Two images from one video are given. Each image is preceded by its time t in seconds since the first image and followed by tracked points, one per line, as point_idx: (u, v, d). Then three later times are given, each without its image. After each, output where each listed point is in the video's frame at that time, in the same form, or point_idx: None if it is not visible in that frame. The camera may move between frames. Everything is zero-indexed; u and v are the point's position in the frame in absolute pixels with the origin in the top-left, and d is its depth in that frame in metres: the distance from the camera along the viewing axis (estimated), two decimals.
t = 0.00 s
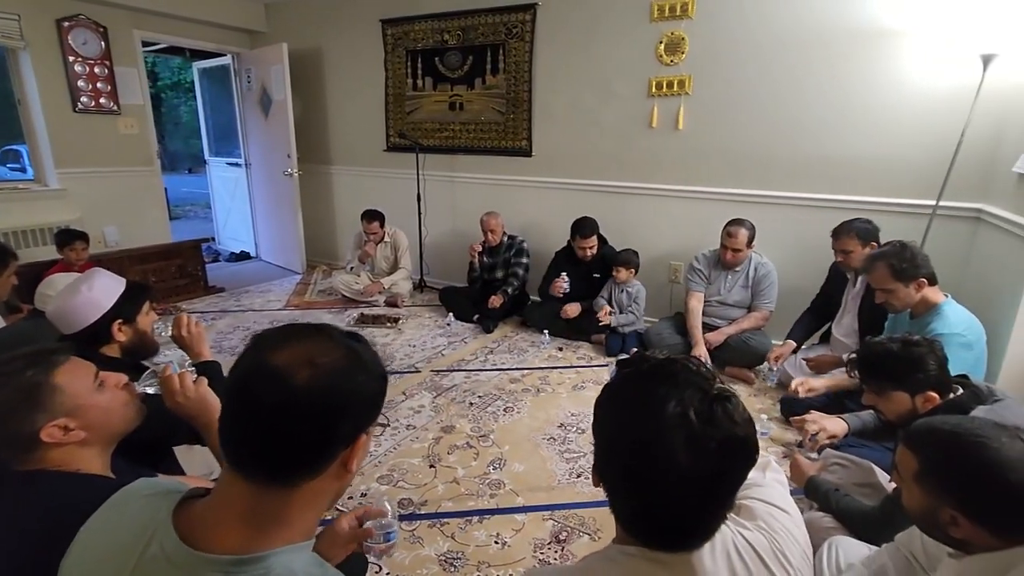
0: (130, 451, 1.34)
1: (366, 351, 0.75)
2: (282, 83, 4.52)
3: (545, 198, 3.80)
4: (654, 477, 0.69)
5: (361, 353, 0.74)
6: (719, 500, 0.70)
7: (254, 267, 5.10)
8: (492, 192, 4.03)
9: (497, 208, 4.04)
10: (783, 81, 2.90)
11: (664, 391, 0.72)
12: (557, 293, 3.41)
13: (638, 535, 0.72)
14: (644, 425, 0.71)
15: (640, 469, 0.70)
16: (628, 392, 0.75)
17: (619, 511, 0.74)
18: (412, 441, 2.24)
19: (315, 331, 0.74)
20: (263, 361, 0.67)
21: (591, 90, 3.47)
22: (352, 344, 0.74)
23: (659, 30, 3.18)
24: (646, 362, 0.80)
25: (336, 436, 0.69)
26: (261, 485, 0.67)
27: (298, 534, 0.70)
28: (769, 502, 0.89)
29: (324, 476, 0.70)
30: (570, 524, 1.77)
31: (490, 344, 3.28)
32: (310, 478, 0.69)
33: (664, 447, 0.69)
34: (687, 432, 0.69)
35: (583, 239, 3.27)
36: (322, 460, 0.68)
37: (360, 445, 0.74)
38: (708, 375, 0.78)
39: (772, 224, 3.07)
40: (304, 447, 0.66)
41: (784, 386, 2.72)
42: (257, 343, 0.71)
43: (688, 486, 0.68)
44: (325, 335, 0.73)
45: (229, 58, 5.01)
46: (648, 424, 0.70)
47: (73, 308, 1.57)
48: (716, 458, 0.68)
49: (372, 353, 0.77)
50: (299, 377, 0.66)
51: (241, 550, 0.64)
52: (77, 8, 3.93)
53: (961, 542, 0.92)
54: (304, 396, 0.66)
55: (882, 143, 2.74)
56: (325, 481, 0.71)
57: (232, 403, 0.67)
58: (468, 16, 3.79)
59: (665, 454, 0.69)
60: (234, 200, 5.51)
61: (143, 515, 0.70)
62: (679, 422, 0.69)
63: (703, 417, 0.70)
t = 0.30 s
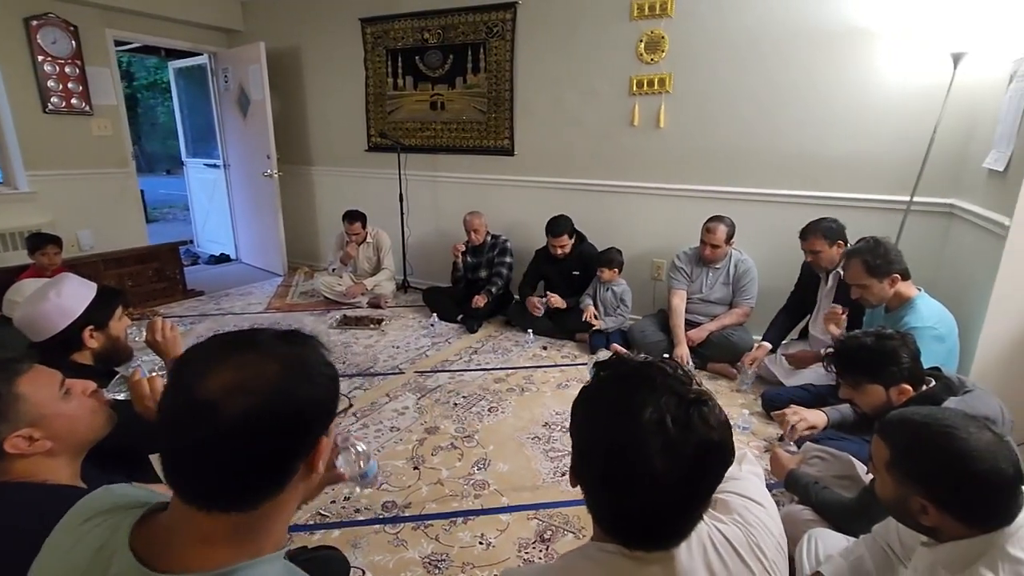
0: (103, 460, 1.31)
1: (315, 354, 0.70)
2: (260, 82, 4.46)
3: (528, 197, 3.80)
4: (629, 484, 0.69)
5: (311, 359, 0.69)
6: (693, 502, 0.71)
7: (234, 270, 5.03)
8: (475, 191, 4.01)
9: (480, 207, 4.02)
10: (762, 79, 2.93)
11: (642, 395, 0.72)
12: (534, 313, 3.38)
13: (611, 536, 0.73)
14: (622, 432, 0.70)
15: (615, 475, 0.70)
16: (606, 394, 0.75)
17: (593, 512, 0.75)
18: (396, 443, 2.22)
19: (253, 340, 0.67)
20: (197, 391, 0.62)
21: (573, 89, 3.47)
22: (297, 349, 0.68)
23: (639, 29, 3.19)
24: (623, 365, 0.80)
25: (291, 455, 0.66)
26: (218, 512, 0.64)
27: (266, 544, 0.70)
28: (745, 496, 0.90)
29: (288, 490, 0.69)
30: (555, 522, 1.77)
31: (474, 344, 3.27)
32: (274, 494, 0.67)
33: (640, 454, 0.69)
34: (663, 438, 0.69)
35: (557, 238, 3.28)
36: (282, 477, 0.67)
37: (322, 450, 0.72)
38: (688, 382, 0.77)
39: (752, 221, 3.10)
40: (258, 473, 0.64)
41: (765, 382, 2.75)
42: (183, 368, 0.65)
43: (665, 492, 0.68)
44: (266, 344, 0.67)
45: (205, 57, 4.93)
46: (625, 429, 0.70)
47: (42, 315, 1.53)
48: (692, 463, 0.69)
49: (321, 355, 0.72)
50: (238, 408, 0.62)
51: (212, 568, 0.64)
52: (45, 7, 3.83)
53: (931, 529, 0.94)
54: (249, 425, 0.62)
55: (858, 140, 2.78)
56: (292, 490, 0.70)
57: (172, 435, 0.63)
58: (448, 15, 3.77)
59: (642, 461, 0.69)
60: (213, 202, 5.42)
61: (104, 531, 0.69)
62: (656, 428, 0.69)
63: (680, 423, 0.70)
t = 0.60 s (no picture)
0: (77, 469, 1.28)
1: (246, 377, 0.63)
2: (238, 81, 4.39)
3: (512, 195, 3.79)
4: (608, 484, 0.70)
5: (242, 387, 0.62)
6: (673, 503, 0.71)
7: (215, 271, 4.96)
8: (459, 190, 4.00)
9: (464, 206, 4.01)
10: (742, 76, 2.95)
11: (620, 393, 0.72)
12: (518, 315, 3.39)
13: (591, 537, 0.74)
14: (599, 430, 0.70)
15: (594, 475, 0.70)
16: (582, 393, 0.75)
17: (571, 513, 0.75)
18: (380, 445, 2.20)
19: (170, 377, 0.60)
20: (117, 453, 0.56)
21: (555, 87, 3.47)
22: (222, 378, 0.61)
23: (620, 27, 3.19)
24: (598, 362, 0.80)
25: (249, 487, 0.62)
26: (184, 555, 0.61)
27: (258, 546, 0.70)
28: (721, 488, 0.90)
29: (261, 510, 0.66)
30: (540, 521, 1.76)
31: (459, 344, 3.26)
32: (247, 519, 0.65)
33: (617, 451, 0.69)
34: (642, 433, 0.69)
35: (530, 233, 3.29)
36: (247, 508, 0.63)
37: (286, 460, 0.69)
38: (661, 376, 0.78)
39: (734, 217, 3.13)
40: (218, 516, 0.60)
41: (748, 377, 2.77)
42: (97, 423, 0.58)
43: (644, 489, 0.69)
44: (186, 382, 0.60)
45: (183, 56, 4.84)
46: (603, 428, 0.70)
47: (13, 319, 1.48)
48: (671, 460, 0.70)
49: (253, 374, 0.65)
50: (171, 466, 0.56)
51: None
52: (15, 5, 3.73)
53: (906, 520, 0.95)
54: (188, 480, 0.57)
55: (836, 137, 2.82)
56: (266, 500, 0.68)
57: (107, 500, 0.58)
58: (429, 13, 3.75)
59: (621, 458, 0.69)
60: (192, 203, 5.33)
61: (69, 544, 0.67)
62: (634, 424, 0.70)
63: (656, 417, 0.70)
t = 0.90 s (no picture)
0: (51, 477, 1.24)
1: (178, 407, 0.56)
2: (218, 80, 4.32)
3: (497, 193, 3.78)
4: (584, 446, 0.72)
5: (174, 421, 0.55)
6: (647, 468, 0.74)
7: (196, 273, 4.88)
8: (443, 188, 3.98)
9: (448, 204, 3.99)
10: (724, 73, 2.97)
11: (581, 354, 0.77)
12: (501, 312, 3.39)
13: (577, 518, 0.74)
14: (571, 398, 0.73)
15: (570, 438, 0.72)
16: (554, 366, 0.78)
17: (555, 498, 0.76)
18: (365, 446, 2.19)
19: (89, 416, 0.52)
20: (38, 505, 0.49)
21: (539, 85, 3.47)
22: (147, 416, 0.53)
23: (603, 25, 3.20)
24: (568, 338, 0.84)
25: (193, 526, 0.56)
26: None
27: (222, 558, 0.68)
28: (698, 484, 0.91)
29: (217, 527, 0.63)
30: (527, 519, 1.76)
31: (445, 343, 3.25)
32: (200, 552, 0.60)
33: (591, 409, 0.72)
34: (611, 388, 0.73)
35: (512, 231, 3.30)
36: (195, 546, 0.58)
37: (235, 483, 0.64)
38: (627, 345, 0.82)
39: (717, 214, 3.16)
40: (171, 551, 0.55)
41: (733, 371, 2.80)
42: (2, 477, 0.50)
43: (621, 448, 0.71)
44: (103, 424, 0.52)
45: (160, 54, 4.76)
46: (574, 392, 0.73)
47: None
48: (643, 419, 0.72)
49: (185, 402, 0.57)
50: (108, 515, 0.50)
51: None
52: None
53: (882, 509, 0.96)
54: (120, 534, 0.51)
55: (815, 133, 2.85)
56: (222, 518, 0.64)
57: (28, 561, 0.50)
58: (412, 10, 3.72)
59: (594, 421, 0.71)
60: (172, 204, 5.25)
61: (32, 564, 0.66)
62: (602, 380, 0.73)
63: (623, 373, 0.74)
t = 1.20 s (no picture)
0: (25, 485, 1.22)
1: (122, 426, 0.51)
2: (198, 78, 4.25)
3: (482, 191, 3.77)
4: (569, 400, 0.79)
5: (118, 443, 0.49)
6: (627, 423, 0.82)
7: (178, 275, 4.81)
8: (428, 187, 3.96)
9: (434, 203, 3.97)
10: (707, 70, 2.99)
11: (550, 326, 0.86)
12: (487, 308, 3.37)
13: (578, 484, 0.79)
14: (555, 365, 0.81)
15: (555, 396, 0.79)
16: (532, 341, 0.86)
17: (553, 470, 0.80)
18: (351, 447, 2.17)
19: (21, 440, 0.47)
20: None
21: (523, 82, 3.46)
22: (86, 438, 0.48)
23: (586, 22, 3.20)
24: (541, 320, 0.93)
25: (150, 551, 0.52)
26: None
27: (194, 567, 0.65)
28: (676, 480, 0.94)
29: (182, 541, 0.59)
30: (514, 517, 1.76)
31: (432, 342, 3.23)
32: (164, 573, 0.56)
33: (571, 363, 0.80)
34: (586, 342, 0.82)
35: (495, 227, 3.29)
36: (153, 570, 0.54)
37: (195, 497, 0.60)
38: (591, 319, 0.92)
39: (701, 210, 3.18)
40: None
41: (718, 367, 2.82)
42: None
43: (609, 399, 0.80)
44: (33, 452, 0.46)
45: (138, 53, 4.67)
46: (556, 358, 0.81)
47: None
48: (622, 372, 0.81)
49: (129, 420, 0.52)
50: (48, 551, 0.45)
51: None
52: None
53: (864, 501, 0.97)
54: (68, 571, 0.46)
55: (797, 130, 2.88)
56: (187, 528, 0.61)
57: None
58: (395, 7, 3.69)
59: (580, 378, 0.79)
60: (153, 205, 5.17)
61: None
62: (578, 340, 0.82)
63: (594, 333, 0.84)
